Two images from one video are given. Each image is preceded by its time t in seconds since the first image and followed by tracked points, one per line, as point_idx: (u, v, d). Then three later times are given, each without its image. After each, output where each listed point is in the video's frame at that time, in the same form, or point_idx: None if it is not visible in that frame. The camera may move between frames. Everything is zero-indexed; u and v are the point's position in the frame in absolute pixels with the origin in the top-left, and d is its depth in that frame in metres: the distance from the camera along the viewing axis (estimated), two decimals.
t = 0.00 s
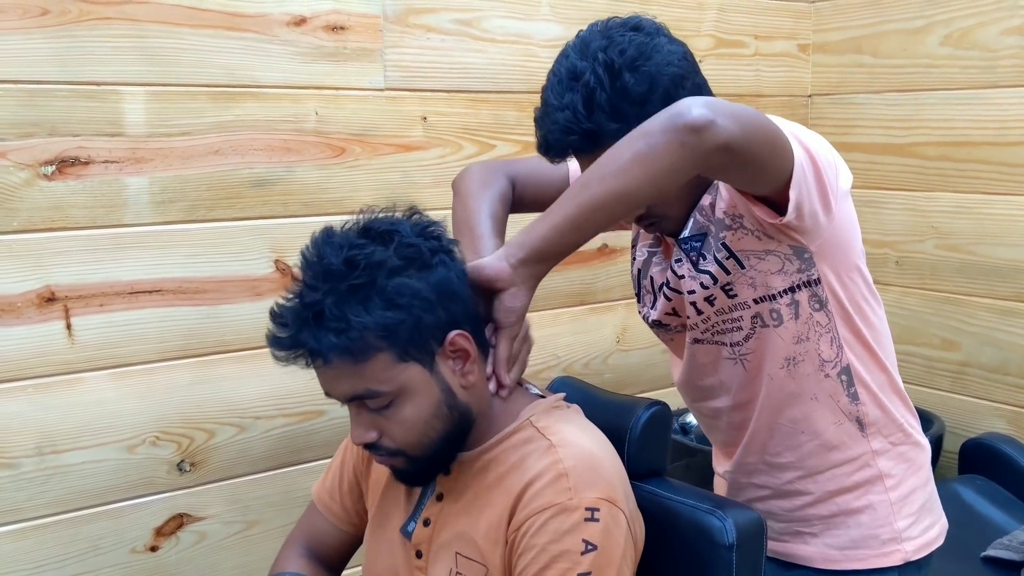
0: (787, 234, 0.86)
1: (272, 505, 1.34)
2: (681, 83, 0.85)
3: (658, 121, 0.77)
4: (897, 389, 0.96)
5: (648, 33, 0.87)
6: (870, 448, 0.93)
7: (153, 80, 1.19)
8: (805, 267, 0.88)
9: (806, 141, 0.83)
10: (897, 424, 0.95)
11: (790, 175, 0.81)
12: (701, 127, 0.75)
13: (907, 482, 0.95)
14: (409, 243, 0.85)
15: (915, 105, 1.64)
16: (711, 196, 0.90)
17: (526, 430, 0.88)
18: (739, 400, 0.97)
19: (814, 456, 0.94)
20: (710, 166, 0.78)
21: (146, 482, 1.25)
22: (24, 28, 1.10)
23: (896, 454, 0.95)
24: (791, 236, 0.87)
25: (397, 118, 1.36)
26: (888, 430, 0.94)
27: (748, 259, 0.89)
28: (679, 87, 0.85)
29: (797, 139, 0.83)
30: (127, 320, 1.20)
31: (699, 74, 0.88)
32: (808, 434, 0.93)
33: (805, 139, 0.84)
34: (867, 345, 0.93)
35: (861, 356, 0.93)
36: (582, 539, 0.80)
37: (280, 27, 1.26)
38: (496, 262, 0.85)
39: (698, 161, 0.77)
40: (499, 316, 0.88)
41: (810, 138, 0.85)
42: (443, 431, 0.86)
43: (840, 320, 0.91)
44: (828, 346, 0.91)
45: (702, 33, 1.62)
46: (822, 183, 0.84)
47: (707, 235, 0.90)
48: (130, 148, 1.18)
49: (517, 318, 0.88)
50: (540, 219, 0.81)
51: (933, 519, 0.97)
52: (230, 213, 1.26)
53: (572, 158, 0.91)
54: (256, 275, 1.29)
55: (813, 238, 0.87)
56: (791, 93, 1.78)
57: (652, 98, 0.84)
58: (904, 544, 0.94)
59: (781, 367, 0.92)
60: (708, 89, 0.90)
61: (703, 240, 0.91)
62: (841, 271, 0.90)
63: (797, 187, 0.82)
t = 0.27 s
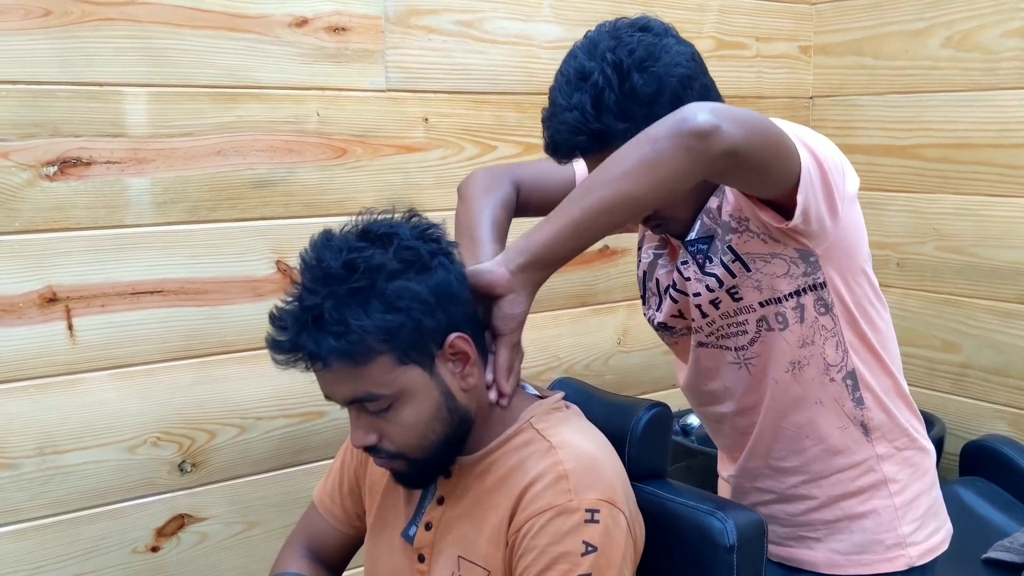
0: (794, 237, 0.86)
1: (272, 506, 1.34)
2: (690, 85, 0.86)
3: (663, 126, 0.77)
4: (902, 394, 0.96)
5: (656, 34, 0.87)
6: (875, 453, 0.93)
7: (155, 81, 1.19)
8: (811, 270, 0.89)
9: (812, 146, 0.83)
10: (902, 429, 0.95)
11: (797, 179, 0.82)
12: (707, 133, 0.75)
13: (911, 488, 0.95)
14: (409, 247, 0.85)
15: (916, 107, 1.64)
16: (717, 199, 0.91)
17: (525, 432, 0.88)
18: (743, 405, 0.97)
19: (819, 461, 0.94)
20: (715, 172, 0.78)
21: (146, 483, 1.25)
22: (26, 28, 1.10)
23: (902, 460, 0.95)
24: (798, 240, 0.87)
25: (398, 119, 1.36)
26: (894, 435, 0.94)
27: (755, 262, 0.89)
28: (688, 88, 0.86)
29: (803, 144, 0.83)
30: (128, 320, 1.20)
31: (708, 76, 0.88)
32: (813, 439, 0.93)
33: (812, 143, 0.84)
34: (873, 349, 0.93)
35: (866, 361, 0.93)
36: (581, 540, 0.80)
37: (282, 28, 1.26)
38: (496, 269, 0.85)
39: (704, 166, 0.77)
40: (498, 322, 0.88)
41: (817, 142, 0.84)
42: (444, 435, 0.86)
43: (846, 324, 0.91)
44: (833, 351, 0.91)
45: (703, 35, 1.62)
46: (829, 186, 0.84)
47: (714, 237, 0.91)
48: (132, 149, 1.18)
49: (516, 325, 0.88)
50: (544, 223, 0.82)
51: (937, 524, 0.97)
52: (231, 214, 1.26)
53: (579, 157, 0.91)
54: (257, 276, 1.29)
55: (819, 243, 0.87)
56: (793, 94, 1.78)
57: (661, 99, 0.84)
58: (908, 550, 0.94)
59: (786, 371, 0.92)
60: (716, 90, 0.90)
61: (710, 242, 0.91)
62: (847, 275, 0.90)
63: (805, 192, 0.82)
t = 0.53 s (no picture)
0: (792, 242, 0.86)
1: (273, 505, 1.34)
2: (688, 89, 0.86)
3: (654, 137, 0.77)
4: (900, 397, 0.96)
5: (652, 39, 0.87)
6: (873, 457, 0.93)
7: (156, 80, 1.19)
8: (808, 276, 0.88)
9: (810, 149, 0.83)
10: (900, 432, 0.95)
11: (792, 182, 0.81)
12: (699, 143, 0.75)
13: (912, 490, 0.95)
14: (425, 242, 0.85)
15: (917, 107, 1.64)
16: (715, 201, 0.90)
17: (530, 433, 0.88)
18: (742, 409, 0.97)
19: (817, 466, 0.94)
20: (706, 180, 0.78)
21: (147, 482, 1.25)
22: (27, 28, 1.10)
23: (901, 462, 0.95)
24: (795, 244, 0.86)
25: (399, 118, 1.36)
26: (892, 438, 0.94)
27: (752, 267, 0.89)
28: (686, 93, 0.86)
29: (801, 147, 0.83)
30: (129, 319, 1.20)
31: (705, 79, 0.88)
32: (811, 443, 0.93)
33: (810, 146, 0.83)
34: (871, 353, 0.93)
35: (864, 365, 0.93)
36: (587, 540, 0.80)
37: (283, 27, 1.26)
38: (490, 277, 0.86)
39: (695, 175, 0.77)
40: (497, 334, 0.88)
41: (815, 144, 0.84)
42: (447, 433, 0.85)
43: (843, 328, 0.91)
44: (832, 354, 0.91)
45: (705, 35, 1.62)
46: (828, 190, 0.83)
47: (711, 241, 0.91)
48: (133, 148, 1.18)
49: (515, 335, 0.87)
50: (535, 237, 0.81)
51: (938, 526, 0.97)
52: (232, 214, 1.26)
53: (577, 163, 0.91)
54: (258, 275, 1.29)
55: (818, 247, 0.86)
56: (794, 95, 1.78)
57: (658, 105, 0.84)
58: (910, 552, 0.94)
59: (784, 376, 0.92)
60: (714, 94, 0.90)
61: (708, 246, 0.91)
62: (846, 278, 0.90)
63: (801, 195, 0.82)
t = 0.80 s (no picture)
0: (789, 246, 0.86)
1: (272, 505, 1.34)
2: (679, 92, 0.85)
3: (653, 149, 0.76)
4: (898, 401, 0.96)
5: (642, 44, 0.87)
6: (870, 462, 0.93)
7: (157, 79, 1.19)
8: (807, 279, 0.88)
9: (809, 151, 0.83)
10: (898, 436, 0.95)
11: (789, 190, 0.81)
12: (698, 156, 0.75)
13: (909, 494, 0.95)
14: (421, 245, 0.85)
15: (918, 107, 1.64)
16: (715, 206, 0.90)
17: (528, 434, 0.88)
18: (740, 412, 0.97)
19: (813, 469, 0.94)
20: (706, 192, 0.77)
21: (147, 482, 1.25)
22: (27, 27, 1.10)
23: (899, 467, 0.95)
24: (792, 248, 0.86)
25: (399, 118, 1.36)
26: (891, 442, 0.94)
27: (750, 270, 0.89)
28: (678, 97, 0.85)
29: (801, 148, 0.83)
30: (130, 318, 1.20)
31: (696, 81, 0.88)
32: (807, 445, 0.93)
33: (809, 148, 0.83)
34: (868, 356, 0.93)
35: (862, 368, 0.93)
36: (585, 540, 0.80)
37: (283, 26, 1.26)
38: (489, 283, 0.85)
39: (695, 188, 0.76)
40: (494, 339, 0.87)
41: (814, 147, 0.84)
42: (443, 435, 0.85)
43: (841, 332, 0.91)
44: (828, 357, 0.90)
45: (705, 34, 1.62)
46: (824, 194, 0.83)
47: (711, 243, 0.90)
48: (133, 148, 1.18)
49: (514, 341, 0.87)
50: (535, 244, 0.81)
51: (936, 531, 0.97)
52: (232, 213, 1.26)
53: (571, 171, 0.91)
54: (258, 275, 1.29)
55: (814, 249, 0.86)
56: (795, 94, 1.78)
57: (651, 110, 0.84)
58: (906, 557, 0.93)
59: (781, 378, 0.92)
60: (705, 96, 0.89)
61: (707, 249, 0.91)
62: (845, 282, 0.90)
63: (798, 203, 0.82)
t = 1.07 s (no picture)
0: (791, 243, 0.86)
1: (274, 503, 1.34)
2: (679, 90, 0.85)
3: (660, 158, 0.76)
4: (899, 398, 0.96)
5: (641, 43, 0.87)
6: (870, 460, 0.93)
7: (158, 77, 1.19)
8: (807, 275, 0.88)
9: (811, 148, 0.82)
10: (899, 434, 0.94)
11: (795, 193, 0.81)
12: (706, 165, 0.75)
13: (909, 493, 0.94)
14: (423, 246, 0.85)
15: (920, 105, 1.64)
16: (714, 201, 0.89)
17: (531, 433, 0.88)
18: (741, 408, 0.97)
19: (814, 466, 0.94)
20: (713, 200, 0.77)
21: (148, 480, 1.25)
22: (28, 25, 1.10)
23: (899, 465, 0.94)
24: (794, 244, 0.86)
25: (400, 116, 1.36)
26: (891, 440, 0.94)
27: (750, 267, 0.89)
28: (678, 95, 0.85)
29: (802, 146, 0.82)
30: (131, 317, 1.20)
31: (696, 78, 0.88)
32: (807, 442, 0.93)
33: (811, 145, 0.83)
34: (869, 354, 0.92)
35: (863, 366, 0.93)
36: (588, 538, 0.80)
37: (284, 25, 1.26)
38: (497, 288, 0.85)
39: (701, 196, 0.76)
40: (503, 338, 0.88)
41: (816, 143, 0.83)
42: (444, 436, 0.85)
43: (842, 329, 0.91)
44: (829, 354, 0.90)
45: (707, 33, 1.62)
46: (828, 195, 0.82)
47: (711, 242, 0.90)
48: (134, 146, 1.18)
49: (521, 340, 0.88)
50: (542, 249, 0.81)
51: (936, 531, 0.96)
52: (234, 211, 1.26)
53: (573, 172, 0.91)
54: (260, 273, 1.29)
55: (816, 246, 0.86)
56: (797, 93, 1.78)
57: (651, 109, 0.84)
58: (905, 556, 0.93)
59: (782, 375, 0.91)
60: (705, 93, 0.89)
61: (707, 247, 0.90)
62: (845, 278, 0.89)
63: (802, 204, 0.81)
